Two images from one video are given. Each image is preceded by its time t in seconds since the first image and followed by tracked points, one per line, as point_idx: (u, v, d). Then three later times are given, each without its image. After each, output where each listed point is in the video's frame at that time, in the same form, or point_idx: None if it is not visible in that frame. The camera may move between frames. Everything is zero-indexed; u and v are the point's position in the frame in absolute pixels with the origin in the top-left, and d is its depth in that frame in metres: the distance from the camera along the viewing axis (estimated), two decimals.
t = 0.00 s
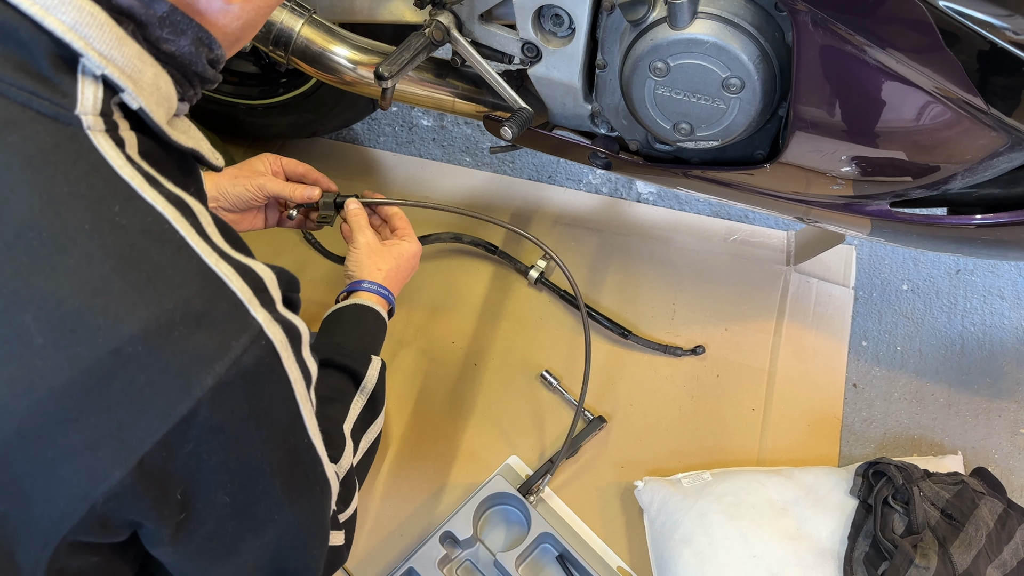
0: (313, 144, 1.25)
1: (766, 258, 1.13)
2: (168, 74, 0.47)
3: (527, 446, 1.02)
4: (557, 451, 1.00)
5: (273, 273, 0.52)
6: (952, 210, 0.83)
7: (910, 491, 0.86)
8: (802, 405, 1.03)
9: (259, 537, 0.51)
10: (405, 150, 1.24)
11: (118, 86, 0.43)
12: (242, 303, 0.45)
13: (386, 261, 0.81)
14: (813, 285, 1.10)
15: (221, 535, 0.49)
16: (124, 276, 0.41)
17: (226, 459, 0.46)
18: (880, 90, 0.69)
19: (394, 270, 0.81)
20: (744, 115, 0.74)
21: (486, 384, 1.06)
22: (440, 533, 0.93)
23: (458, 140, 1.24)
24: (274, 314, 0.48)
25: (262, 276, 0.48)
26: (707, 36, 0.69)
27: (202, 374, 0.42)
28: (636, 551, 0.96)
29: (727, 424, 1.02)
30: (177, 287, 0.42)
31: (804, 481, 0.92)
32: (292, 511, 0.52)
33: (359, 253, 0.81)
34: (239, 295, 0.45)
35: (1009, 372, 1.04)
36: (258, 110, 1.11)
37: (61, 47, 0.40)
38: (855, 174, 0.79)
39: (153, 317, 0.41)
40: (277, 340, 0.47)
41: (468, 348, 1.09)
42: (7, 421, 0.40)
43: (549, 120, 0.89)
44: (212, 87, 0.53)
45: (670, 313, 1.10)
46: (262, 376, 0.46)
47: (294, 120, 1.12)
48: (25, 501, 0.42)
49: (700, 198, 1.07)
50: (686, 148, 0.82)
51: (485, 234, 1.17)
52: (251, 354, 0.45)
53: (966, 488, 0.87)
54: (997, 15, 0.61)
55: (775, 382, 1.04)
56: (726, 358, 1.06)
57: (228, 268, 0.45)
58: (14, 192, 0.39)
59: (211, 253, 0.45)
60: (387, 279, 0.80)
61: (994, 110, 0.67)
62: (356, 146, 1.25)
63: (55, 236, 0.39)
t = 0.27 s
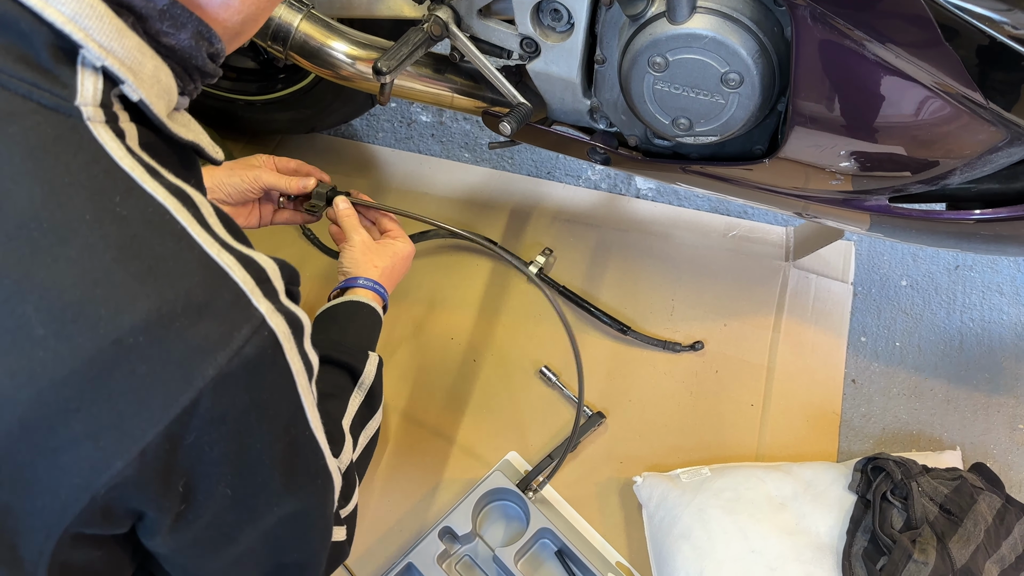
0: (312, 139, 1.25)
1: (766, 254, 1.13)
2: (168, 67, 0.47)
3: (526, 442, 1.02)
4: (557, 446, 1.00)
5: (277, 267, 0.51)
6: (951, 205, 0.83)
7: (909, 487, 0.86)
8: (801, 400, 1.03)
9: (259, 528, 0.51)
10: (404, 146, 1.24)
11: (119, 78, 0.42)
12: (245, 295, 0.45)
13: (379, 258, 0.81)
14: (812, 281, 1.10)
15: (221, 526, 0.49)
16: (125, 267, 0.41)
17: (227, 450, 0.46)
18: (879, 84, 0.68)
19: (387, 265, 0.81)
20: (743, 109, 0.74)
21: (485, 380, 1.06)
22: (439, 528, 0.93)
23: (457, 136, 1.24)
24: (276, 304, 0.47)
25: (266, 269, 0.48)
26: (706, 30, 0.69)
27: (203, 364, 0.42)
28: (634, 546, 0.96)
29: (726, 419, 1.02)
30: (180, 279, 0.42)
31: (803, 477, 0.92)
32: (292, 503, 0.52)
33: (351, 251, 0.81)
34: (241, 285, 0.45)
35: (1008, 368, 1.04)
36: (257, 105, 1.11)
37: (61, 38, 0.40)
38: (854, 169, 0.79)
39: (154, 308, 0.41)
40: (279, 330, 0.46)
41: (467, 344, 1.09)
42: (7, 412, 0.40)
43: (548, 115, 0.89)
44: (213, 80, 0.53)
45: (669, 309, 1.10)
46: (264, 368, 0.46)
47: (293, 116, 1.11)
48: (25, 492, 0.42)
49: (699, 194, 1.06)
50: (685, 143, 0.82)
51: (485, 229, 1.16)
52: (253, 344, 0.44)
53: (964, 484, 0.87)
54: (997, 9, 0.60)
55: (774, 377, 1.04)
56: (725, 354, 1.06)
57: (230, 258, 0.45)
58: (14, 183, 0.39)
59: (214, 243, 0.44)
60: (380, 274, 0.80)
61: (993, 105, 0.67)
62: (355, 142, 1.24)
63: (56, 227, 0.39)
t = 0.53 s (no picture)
0: (312, 134, 1.25)
1: (766, 249, 1.12)
2: (168, 61, 0.47)
3: (528, 438, 1.02)
4: (557, 442, 1.00)
5: (276, 261, 0.51)
6: (952, 200, 0.83)
7: (909, 482, 0.86)
8: (800, 396, 1.03)
9: (258, 521, 0.51)
10: (404, 141, 1.23)
11: (118, 71, 0.42)
12: (245, 288, 0.44)
13: (372, 249, 0.80)
14: (812, 276, 1.10)
15: (221, 519, 0.49)
16: (125, 260, 0.40)
17: (226, 444, 0.46)
18: (880, 79, 0.68)
19: (379, 258, 0.80)
20: (744, 104, 0.74)
21: (485, 375, 1.06)
22: (439, 523, 0.93)
23: (456, 131, 1.23)
24: (277, 299, 0.47)
25: (265, 263, 0.48)
26: (707, 24, 0.68)
27: (202, 358, 0.42)
28: (634, 541, 0.96)
29: (725, 414, 1.02)
30: (181, 271, 0.42)
31: (803, 472, 0.92)
32: (292, 497, 0.52)
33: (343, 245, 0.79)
34: (240, 279, 0.44)
35: (1008, 363, 1.04)
36: (256, 100, 1.11)
37: (60, 31, 0.40)
38: (855, 164, 0.79)
39: (153, 301, 0.41)
40: (279, 324, 0.46)
41: (467, 339, 1.09)
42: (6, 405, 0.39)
43: (548, 110, 0.89)
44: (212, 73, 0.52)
45: (668, 304, 1.10)
46: (265, 362, 0.45)
47: (292, 111, 1.11)
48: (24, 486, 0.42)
49: (700, 189, 1.06)
50: (686, 138, 0.82)
51: (483, 225, 1.16)
52: (253, 339, 0.44)
53: (964, 479, 0.87)
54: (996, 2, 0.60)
55: (774, 372, 1.04)
56: (725, 349, 1.06)
57: (229, 252, 0.45)
58: (14, 173, 0.39)
59: (212, 237, 0.44)
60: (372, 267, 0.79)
61: (993, 99, 0.67)
62: (355, 137, 1.24)
63: (55, 219, 0.39)
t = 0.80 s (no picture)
0: (312, 131, 1.25)
1: (766, 246, 1.12)
2: (163, 54, 0.46)
3: (528, 434, 1.02)
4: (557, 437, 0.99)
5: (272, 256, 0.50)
6: (953, 196, 0.83)
7: (910, 479, 0.86)
8: (801, 393, 1.03)
9: (254, 521, 0.50)
10: (404, 137, 1.23)
11: (111, 64, 0.42)
12: (236, 283, 0.44)
13: (373, 224, 0.65)
14: (813, 273, 1.10)
15: (217, 520, 0.48)
16: (115, 254, 0.40)
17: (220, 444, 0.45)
18: (882, 75, 0.68)
19: (382, 232, 0.65)
20: (746, 100, 0.74)
21: (487, 373, 1.06)
22: (440, 521, 0.93)
23: (456, 128, 1.22)
24: (271, 294, 0.46)
25: (257, 257, 0.47)
26: (709, 20, 0.68)
27: (193, 354, 0.41)
28: (634, 537, 0.96)
29: (726, 411, 1.02)
30: (172, 266, 0.41)
31: (804, 469, 0.92)
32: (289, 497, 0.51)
33: (343, 227, 0.64)
34: (233, 274, 0.44)
35: (1009, 360, 1.04)
36: (256, 97, 1.10)
37: (52, 24, 0.40)
38: (857, 160, 0.79)
39: (144, 296, 0.40)
40: (273, 319, 0.45)
41: (468, 336, 1.09)
42: None
43: (548, 107, 0.89)
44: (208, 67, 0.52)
45: (670, 301, 1.09)
46: (258, 357, 0.44)
47: (293, 107, 1.11)
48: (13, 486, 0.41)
49: (701, 186, 1.06)
50: (687, 134, 0.82)
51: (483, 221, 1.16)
52: (245, 334, 0.43)
53: (966, 475, 0.87)
54: None
55: (775, 369, 1.04)
56: (725, 346, 1.06)
57: (220, 248, 0.44)
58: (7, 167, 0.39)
59: (201, 232, 0.43)
60: (380, 247, 0.64)
61: (996, 95, 0.67)
62: (355, 134, 1.24)
63: (45, 213, 0.39)
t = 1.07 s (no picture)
0: (312, 127, 1.24)
1: (769, 243, 1.12)
2: (160, 56, 0.47)
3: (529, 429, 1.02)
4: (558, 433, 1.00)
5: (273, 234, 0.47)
6: (956, 193, 0.82)
7: (913, 476, 0.86)
8: (804, 390, 1.02)
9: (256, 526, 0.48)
10: (406, 133, 1.23)
11: (100, 62, 0.41)
12: (234, 258, 0.41)
13: (387, 193, 0.72)
14: (815, 270, 1.09)
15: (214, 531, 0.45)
16: (104, 246, 0.38)
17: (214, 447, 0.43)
18: (884, 71, 0.68)
19: (399, 199, 0.71)
20: (749, 95, 0.73)
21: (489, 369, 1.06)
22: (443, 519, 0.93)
23: (458, 124, 1.22)
24: (271, 269, 0.43)
25: (254, 232, 0.44)
26: (712, 16, 0.68)
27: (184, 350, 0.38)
28: (636, 534, 0.96)
29: (729, 408, 1.02)
30: (165, 255, 0.39)
31: (806, 466, 0.92)
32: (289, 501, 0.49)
33: (363, 208, 0.70)
34: (232, 250, 0.41)
35: (1012, 357, 1.04)
36: (257, 93, 1.10)
37: (37, 21, 0.39)
38: (860, 157, 0.78)
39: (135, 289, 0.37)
40: (276, 291, 0.42)
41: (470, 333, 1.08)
42: None
43: (551, 102, 0.88)
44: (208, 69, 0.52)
45: (672, 298, 1.09)
46: (257, 336, 0.42)
47: (294, 103, 1.11)
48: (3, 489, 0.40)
49: (703, 182, 1.06)
50: (689, 129, 0.81)
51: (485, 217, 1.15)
52: (245, 310, 0.40)
53: (968, 473, 0.87)
54: None
55: (777, 367, 1.04)
56: (727, 343, 1.06)
57: (213, 236, 0.41)
58: None
59: (189, 226, 0.41)
60: (400, 209, 0.69)
61: (1000, 91, 0.67)
62: (355, 130, 1.23)
63: (34, 205, 0.37)
